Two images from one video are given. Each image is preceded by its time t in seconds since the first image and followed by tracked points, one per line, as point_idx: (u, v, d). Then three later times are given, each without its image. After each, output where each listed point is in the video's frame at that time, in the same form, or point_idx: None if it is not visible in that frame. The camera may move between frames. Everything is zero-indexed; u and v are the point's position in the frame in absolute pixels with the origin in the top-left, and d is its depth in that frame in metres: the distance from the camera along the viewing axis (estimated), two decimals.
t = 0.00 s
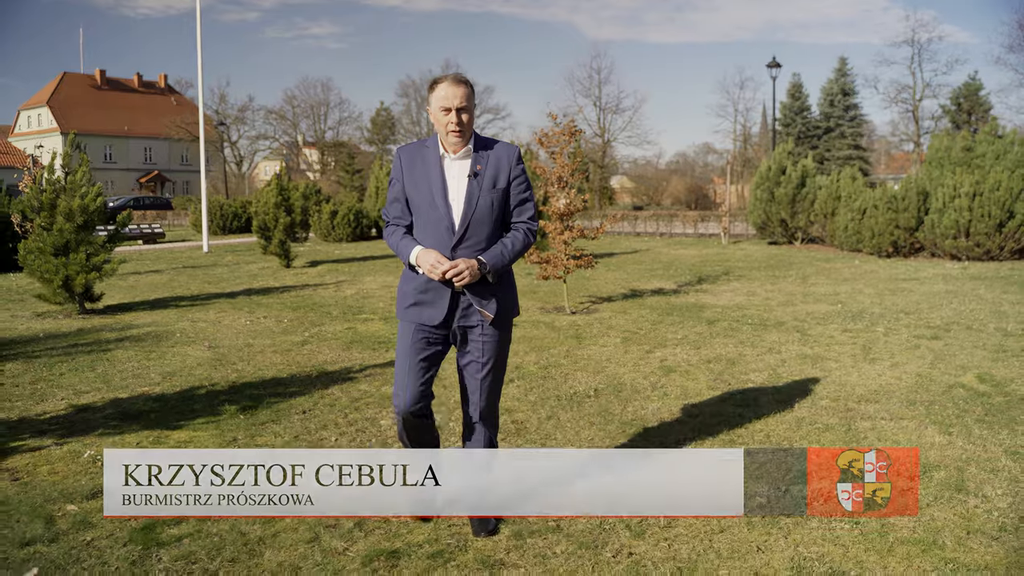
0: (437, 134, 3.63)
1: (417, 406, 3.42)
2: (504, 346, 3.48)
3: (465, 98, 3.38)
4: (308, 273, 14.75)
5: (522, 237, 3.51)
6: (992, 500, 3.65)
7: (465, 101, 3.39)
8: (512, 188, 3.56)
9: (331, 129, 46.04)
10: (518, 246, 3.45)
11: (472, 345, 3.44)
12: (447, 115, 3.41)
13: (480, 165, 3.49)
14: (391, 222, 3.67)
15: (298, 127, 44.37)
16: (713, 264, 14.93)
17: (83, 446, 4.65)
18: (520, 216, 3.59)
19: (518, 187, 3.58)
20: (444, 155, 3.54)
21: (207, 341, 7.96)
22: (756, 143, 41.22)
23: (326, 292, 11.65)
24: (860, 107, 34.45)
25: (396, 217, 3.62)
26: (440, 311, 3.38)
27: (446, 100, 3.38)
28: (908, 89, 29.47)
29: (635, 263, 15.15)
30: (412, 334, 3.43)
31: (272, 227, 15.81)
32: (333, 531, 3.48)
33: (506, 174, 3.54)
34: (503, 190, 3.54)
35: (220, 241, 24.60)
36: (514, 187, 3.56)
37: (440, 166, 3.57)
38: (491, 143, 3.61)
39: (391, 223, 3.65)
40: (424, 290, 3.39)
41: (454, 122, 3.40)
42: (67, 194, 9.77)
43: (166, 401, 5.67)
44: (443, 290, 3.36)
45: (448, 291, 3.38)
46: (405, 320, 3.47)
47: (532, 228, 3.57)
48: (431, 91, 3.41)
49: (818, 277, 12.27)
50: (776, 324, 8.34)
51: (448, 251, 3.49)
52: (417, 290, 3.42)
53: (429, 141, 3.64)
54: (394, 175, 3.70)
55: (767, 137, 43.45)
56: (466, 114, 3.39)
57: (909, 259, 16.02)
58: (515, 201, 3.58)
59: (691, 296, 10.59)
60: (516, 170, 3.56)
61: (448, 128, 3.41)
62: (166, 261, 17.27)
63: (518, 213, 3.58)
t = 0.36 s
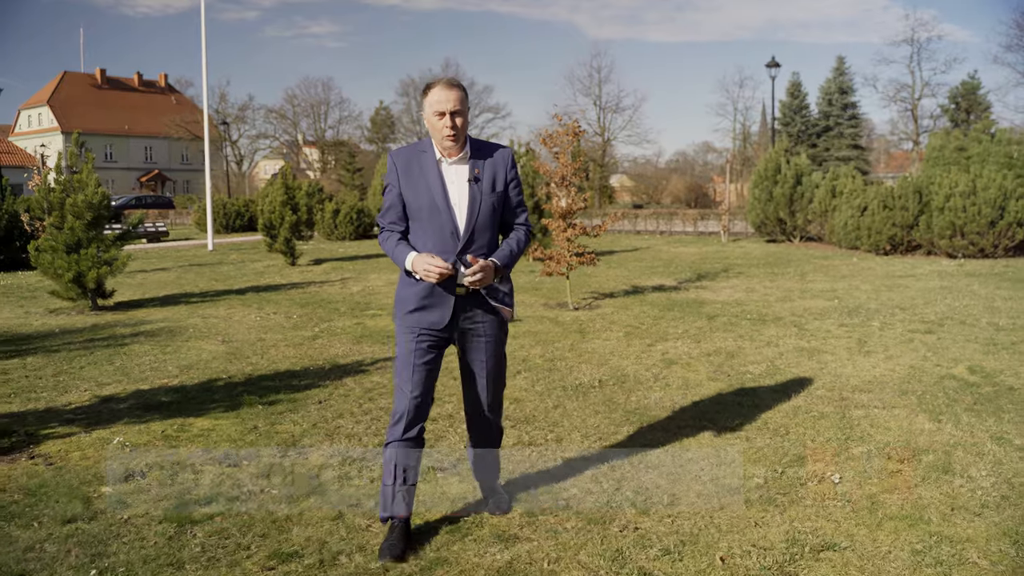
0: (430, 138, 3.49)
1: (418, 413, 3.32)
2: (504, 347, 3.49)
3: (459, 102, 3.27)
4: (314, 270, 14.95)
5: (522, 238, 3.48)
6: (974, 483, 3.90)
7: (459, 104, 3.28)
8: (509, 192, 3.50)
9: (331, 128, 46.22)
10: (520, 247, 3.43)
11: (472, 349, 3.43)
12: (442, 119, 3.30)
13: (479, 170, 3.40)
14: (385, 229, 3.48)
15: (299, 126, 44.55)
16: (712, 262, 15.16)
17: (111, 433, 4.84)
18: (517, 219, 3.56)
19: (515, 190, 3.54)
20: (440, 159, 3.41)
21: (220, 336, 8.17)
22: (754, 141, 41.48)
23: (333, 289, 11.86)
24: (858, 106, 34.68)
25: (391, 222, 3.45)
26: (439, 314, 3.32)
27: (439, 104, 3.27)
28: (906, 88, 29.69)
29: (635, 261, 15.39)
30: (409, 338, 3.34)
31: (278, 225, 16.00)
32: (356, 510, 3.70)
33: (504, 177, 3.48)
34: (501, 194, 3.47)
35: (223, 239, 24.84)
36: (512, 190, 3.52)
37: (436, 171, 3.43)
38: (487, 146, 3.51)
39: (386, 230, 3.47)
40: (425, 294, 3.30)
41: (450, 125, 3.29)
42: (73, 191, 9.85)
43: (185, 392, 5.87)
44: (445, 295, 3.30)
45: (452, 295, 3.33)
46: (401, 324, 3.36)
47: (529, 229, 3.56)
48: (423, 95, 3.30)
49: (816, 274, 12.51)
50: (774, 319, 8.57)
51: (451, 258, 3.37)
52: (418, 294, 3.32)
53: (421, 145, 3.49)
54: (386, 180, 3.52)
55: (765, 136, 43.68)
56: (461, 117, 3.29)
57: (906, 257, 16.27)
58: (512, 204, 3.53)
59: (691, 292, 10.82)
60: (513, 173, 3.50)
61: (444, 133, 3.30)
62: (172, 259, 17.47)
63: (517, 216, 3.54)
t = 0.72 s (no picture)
0: (408, 134, 3.49)
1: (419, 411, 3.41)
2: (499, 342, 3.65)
3: (439, 95, 3.28)
4: (318, 270, 15.17)
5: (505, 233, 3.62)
6: (957, 471, 4.17)
7: (439, 98, 3.29)
8: (492, 186, 3.59)
9: (330, 128, 46.38)
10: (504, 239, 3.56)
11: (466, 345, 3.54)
12: (423, 114, 3.32)
13: (463, 164, 3.46)
14: (365, 225, 3.43)
15: (297, 126, 44.68)
16: (710, 262, 15.43)
17: (137, 424, 5.05)
18: (497, 211, 3.66)
19: (495, 184, 3.63)
20: (423, 154, 3.43)
21: (233, 333, 8.38)
22: (751, 142, 41.76)
23: (338, 289, 12.07)
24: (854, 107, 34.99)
25: (372, 218, 3.40)
26: (436, 311, 3.40)
27: (419, 99, 3.29)
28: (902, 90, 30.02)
29: (634, 261, 15.65)
30: (404, 338, 3.38)
31: (282, 225, 16.21)
32: (378, 494, 3.93)
33: (484, 171, 3.56)
34: (484, 188, 3.55)
35: (225, 240, 25.03)
36: (493, 184, 3.60)
37: (419, 166, 3.44)
38: (467, 142, 3.57)
39: (366, 226, 3.42)
40: (416, 292, 3.35)
41: (432, 119, 3.31)
42: (85, 192, 10.02)
43: (205, 387, 6.08)
44: (441, 293, 3.39)
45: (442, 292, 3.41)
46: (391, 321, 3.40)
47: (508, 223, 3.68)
48: (404, 90, 3.29)
49: (812, 273, 12.79)
50: (771, 317, 8.84)
51: (440, 251, 3.38)
52: (409, 291, 3.36)
53: (401, 142, 3.49)
54: (365, 176, 3.47)
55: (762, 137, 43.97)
56: (443, 111, 3.31)
57: (901, 257, 16.55)
58: (495, 199, 3.63)
59: (690, 291, 11.08)
60: (493, 168, 3.59)
61: (426, 127, 3.32)
62: (177, 259, 17.65)
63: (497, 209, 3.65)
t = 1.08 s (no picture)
0: (409, 134, 3.54)
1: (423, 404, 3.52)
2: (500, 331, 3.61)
3: (442, 99, 3.32)
4: (315, 268, 15.32)
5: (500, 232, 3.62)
6: (937, 456, 4.50)
7: (442, 102, 3.32)
8: (491, 184, 3.62)
9: (322, 127, 46.37)
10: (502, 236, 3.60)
11: (468, 337, 3.55)
12: (425, 116, 3.36)
13: (462, 165, 3.49)
14: (370, 226, 3.52)
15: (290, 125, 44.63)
16: (703, 260, 15.70)
17: (155, 414, 5.23)
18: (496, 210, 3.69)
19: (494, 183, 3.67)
20: (423, 155, 3.47)
21: (237, 328, 8.56)
22: (742, 141, 42.13)
23: (337, 286, 12.24)
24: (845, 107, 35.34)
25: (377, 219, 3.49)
26: (439, 304, 3.45)
27: (423, 101, 3.33)
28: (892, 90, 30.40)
29: (627, 259, 15.90)
30: (409, 334, 3.46)
31: (279, 223, 16.34)
32: (392, 476, 4.15)
33: (484, 170, 3.59)
34: (484, 186, 3.59)
35: (219, 238, 25.08)
36: (491, 183, 3.64)
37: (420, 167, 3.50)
38: (467, 143, 3.60)
39: (371, 227, 3.51)
40: (420, 288, 3.42)
41: (434, 122, 3.35)
42: (93, 190, 10.17)
43: (216, 379, 6.27)
44: (443, 285, 3.44)
45: (446, 287, 3.47)
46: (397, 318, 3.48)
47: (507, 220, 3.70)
48: (405, 93, 3.34)
49: (802, 271, 13.09)
50: (762, 312, 9.13)
51: (442, 248, 3.46)
52: (413, 287, 3.43)
53: (403, 142, 3.53)
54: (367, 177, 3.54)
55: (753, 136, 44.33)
56: (445, 114, 3.35)
57: (890, 255, 16.89)
58: (495, 197, 3.67)
59: (683, 288, 11.35)
60: (493, 168, 3.63)
61: (428, 130, 3.36)
62: (174, 256, 17.73)
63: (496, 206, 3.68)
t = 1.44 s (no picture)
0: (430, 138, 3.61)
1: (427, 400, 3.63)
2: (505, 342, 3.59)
3: (462, 104, 3.38)
4: (308, 267, 15.44)
5: (510, 242, 3.54)
6: (913, 440, 4.80)
7: (462, 107, 3.39)
8: (505, 192, 3.60)
9: (309, 127, 46.33)
10: (510, 246, 3.53)
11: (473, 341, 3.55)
12: (444, 121, 3.40)
13: (475, 171, 3.51)
14: (386, 227, 3.63)
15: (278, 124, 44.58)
16: (690, 258, 15.99)
17: (165, 406, 5.40)
18: (509, 219, 3.65)
19: (510, 192, 3.63)
20: (439, 160, 3.53)
21: (236, 326, 8.71)
22: (728, 141, 42.58)
23: (331, 285, 12.39)
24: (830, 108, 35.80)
25: (392, 221, 3.59)
26: (444, 306, 3.50)
27: (443, 107, 3.38)
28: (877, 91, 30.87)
29: (617, 257, 16.17)
30: (416, 333, 3.56)
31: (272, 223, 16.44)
32: (399, 462, 4.36)
33: (498, 178, 3.58)
34: (496, 194, 3.58)
35: (209, 238, 25.10)
36: (506, 191, 3.62)
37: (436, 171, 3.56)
38: (484, 149, 3.62)
39: (388, 227, 3.62)
40: (426, 289, 3.49)
41: (451, 128, 3.40)
42: (90, 189, 10.29)
43: (220, 373, 6.43)
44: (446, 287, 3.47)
45: (451, 289, 3.50)
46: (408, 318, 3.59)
47: (522, 229, 3.64)
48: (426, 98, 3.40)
49: (787, 269, 13.40)
50: (749, 308, 9.41)
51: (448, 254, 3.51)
52: (419, 289, 3.50)
53: (423, 146, 3.62)
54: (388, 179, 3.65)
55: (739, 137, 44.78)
56: (463, 120, 3.40)
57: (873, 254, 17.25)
58: (508, 205, 3.64)
59: (672, 286, 11.61)
60: (508, 176, 3.60)
61: (446, 134, 3.41)
62: (165, 256, 17.79)
63: (509, 215, 3.64)
